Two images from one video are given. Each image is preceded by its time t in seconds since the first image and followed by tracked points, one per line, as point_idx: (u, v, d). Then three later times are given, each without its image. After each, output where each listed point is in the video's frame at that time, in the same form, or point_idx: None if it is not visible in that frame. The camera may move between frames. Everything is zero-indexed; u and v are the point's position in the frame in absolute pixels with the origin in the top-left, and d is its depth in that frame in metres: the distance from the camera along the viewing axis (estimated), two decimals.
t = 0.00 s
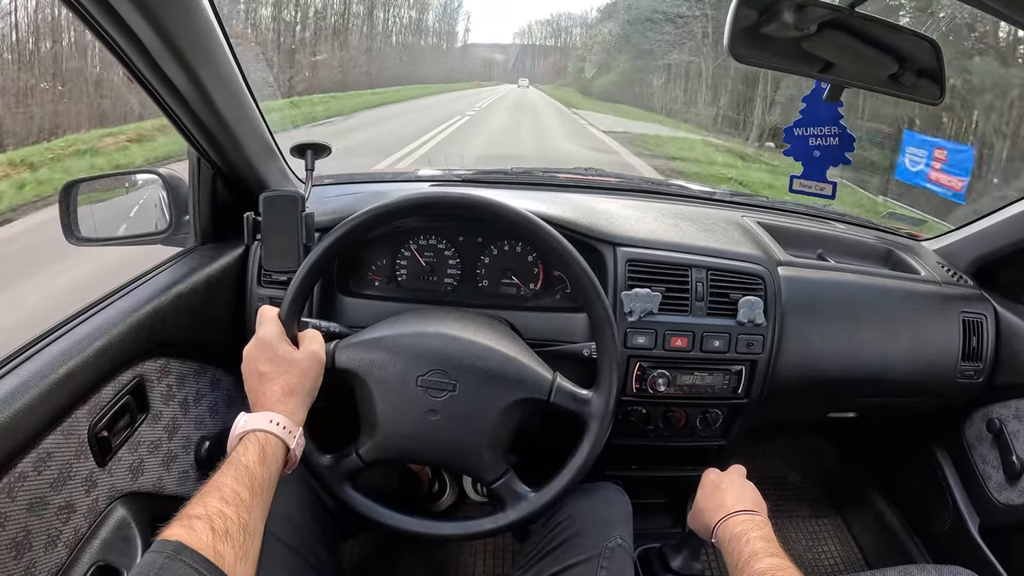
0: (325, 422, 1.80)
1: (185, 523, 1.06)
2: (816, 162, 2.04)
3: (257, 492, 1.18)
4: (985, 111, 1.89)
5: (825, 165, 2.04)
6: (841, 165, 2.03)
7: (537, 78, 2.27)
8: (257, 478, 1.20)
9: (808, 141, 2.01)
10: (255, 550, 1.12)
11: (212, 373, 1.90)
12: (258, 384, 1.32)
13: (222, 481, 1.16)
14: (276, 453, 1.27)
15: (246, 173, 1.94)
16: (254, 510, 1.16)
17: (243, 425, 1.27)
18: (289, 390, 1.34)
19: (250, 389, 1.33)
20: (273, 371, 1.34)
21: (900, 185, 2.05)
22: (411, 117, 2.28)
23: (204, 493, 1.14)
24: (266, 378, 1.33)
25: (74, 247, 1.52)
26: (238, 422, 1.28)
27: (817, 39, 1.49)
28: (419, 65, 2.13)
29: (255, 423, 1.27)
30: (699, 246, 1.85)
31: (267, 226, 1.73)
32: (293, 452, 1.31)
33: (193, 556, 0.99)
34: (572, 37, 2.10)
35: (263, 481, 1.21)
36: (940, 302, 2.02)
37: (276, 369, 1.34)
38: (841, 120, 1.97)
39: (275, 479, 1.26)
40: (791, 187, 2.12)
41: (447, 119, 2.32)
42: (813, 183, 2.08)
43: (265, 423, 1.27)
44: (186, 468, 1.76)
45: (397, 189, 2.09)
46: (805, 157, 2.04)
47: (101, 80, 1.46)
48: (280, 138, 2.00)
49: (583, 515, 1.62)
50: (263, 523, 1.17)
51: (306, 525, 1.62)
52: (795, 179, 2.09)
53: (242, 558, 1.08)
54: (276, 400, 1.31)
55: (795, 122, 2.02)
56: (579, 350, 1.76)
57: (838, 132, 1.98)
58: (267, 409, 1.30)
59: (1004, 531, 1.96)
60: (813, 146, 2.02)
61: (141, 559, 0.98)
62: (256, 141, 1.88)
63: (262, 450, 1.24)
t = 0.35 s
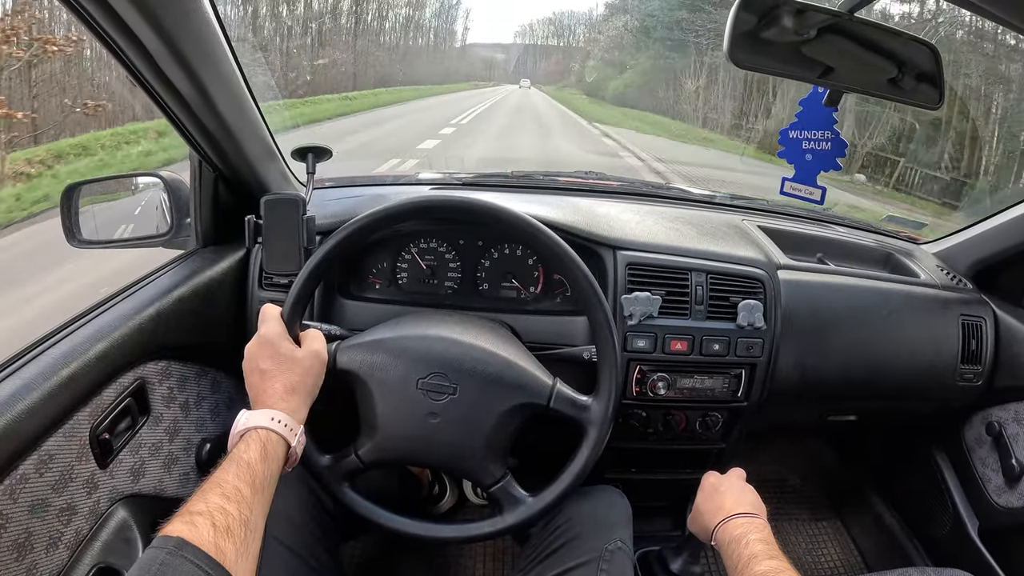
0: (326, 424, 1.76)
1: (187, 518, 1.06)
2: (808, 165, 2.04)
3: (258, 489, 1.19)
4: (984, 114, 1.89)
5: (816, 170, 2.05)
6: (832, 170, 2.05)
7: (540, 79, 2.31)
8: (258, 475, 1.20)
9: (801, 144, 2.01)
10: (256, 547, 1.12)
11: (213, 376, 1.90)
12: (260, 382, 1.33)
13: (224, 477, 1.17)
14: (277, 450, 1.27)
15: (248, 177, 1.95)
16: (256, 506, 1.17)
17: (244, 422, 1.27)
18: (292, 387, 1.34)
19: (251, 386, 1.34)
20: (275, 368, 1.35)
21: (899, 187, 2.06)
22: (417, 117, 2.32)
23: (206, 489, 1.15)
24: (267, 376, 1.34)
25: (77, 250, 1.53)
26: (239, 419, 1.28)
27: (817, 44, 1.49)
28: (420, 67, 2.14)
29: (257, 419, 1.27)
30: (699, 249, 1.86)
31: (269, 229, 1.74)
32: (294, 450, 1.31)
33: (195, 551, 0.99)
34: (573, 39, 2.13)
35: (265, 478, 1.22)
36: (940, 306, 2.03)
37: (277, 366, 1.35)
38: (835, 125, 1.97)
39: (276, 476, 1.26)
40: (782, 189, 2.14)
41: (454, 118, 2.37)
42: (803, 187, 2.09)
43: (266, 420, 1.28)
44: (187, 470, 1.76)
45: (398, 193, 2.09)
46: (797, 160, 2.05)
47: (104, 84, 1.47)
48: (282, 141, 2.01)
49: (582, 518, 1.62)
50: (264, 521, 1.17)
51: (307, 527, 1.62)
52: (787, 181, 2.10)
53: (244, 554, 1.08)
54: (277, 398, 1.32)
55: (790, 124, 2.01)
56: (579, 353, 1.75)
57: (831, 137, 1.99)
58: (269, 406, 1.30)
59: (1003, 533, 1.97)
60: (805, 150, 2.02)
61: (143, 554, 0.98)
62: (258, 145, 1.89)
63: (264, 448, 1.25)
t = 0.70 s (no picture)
0: (329, 421, 1.75)
1: (188, 515, 1.05)
2: (815, 164, 2.01)
3: (259, 485, 1.18)
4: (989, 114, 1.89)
5: (822, 168, 2.02)
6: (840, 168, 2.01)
7: (542, 79, 2.25)
8: (259, 471, 1.19)
9: (808, 141, 1.99)
10: (256, 545, 1.11)
11: (214, 374, 1.89)
12: (262, 376, 1.32)
13: (225, 472, 1.16)
14: (279, 446, 1.26)
15: (250, 174, 1.93)
16: (257, 502, 1.16)
17: (245, 418, 1.26)
18: (294, 382, 1.34)
19: (253, 379, 1.33)
20: (277, 363, 1.34)
21: (904, 188, 2.05)
22: (421, 117, 2.29)
23: (207, 485, 1.14)
24: (269, 371, 1.32)
25: (77, 245, 1.51)
26: (241, 414, 1.27)
27: (825, 43, 1.48)
28: (422, 65, 2.13)
29: (259, 414, 1.26)
30: (704, 249, 1.85)
31: (271, 225, 1.73)
32: (295, 446, 1.30)
33: (195, 548, 0.98)
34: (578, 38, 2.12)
35: (266, 474, 1.21)
36: (943, 307, 2.02)
37: (279, 361, 1.34)
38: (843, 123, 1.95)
39: (277, 472, 1.25)
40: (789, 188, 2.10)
41: (457, 118, 2.33)
42: (809, 185, 2.05)
43: (267, 415, 1.26)
44: (187, 468, 1.75)
45: (400, 191, 2.08)
46: (803, 159, 2.02)
47: (105, 78, 1.46)
48: (284, 139, 2.00)
49: (584, 518, 1.61)
50: (264, 518, 1.16)
51: (307, 527, 1.61)
52: (794, 180, 2.07)
53: (244, 551, 1.07)
54: (280, 393, 1.31)
55: (796, 123, 2.00)
56: (584, 353, 1.74)
57: (838, 136, 1.96)
58: (271, 401, 1.29)
59: (1004, 535, 1.97)
60: (813, 147, 1.99)
61: (143, 550, 0.97)
62: (260, 142, 1.88)
63: (266, 443, 1.24)
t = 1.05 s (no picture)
0: (330, 420, 1.76)
1: (191, 517, 1.05)
2: (822, 165, 2.03)
3: (262, 487, 1.18)
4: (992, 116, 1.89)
5: (830, 171, 2.04)
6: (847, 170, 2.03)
7: (544, 79, 2.28)
8: (262, 473, 1.19)
9: (814, 145, 2.00)
10: (260, 547, 1.11)
11: (217, 373, 1.89)
12: (265, 378, 1.32)
13: (228, 475, 1.16)
14: (282, 448, 1.26)
15: (253, 173, 1.94)
16: (259, 505, 1.16)
17: (248, 420, 1.26)
18: (297, 384, 1.33)
19: (256, 381, 1.33)
20: (281, 365, 1.34)
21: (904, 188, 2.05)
22: (426, 117, 2.32)
23: (210, 487, 1.14)
24: (272, 372, 1.32)
25: (81, 244, 1.53)
26: (243, 416, 1.27)
27: (828, 44, 1.49)
28: (424, 64, 2.13)
29: (261, 417, 1.26)
30: (707, 250, 1.85)
31: (274, 225, 1.73)
32: (298, 447, 1.30)
33: (198, 551, 0.98)
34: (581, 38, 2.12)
35: (269, 476, 1.21)
36: (946, 308, 2.02)
37: (282, 362, 1.34)
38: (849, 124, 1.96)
39: (280, 474, 1.25)
40: (796, 191, 2.12)
41: (462, 117, 2.35)
42: (818, 188, 2.08)
43: (270, 417, 1.26)
44: (190, 467, 1.75)
45: (404, 190, 2.08)
46: (811, 161, 2.03)
47: (108, 77, 1.46)
48: (288, 139, 2.01)
49: (586, 518, 1.61)
50: (267, 520, 1.16)
51: (310, 526, 1.61)
52: (801, 183, 2.09)
53: (248, 554, 1.07)
54: (282, 395, 1.31)
55: (802, 126, 2.00)
56: (585, 353, 1.74)
57: (845, 137, 1.97)
58: (274, 403, 1.29)
59: (1005, 536, 1.98)
60: (820, 150, 2.00)
61: (146, 553, 0.97)
62: (263, 141, 1.88)
63: (268, 445, 1.24)
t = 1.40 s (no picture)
0: (334, 423, 1.76)
1: (198, 522, 1.06)
2: (819, 171, 2.06)
3: (269, 492, 1.18)
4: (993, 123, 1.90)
5: (827, 176, 2.06)
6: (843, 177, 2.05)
7: (546, 79, 2.26)
8: (269, 478, 1.20)
9: (813, 150, 2.02)
10: (266, 550, 1.12)
11: (220, 374, 1.89)
12: (270, 384, 1.33)
13: (235, 480, 1.16)
14: (288, 453, 1.27)
15: (259, 175, 1.95)
16: (266, 510, 1.16)
17: (255, 425, 1.27)
18: (302, 389, 1.34)
19: (262, 387, 1.34)
20: (286, 370, 1.34)
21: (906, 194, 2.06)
22: (427, 117, 2.28)
23: (216, 492, 1.14)
24: (278, 378, 1.33)
25: (85, 245, 1.53)
26: (249, 421, 1.28)
27: (833, 53, 1.50)
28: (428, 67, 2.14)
29: (267, 422, 1.27)
30: (710, 255, 1.86)
31: (279, 227, 1.74)
32: (305, 452, 1.31)
33: (206, 556, 1.00)
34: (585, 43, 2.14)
35: (275, 481, 1.21)
36: (947, 314, 2.03)
37: (288, 368, 1.35)
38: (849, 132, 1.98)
39: (286, 479, 1.26)
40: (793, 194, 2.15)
41: (463, 117, 2.32)
42: (813, 192, 2.10)
43: (277, 422, 1.27)
44: (193, 468, 1.76)
45: (410, 194, 2.09)
46: (808, 166, 2.06)
47: (114, 78, 1.46)
48: (292, 139, 2.02)
49: (589, 521, 1.62)
50: (273, 525, 1.17)
51: (314, 527, 1.62)
52: (799, 185, 2.11)
53: (255, 559, 1.08)
54: (288, 400, 1.32)
55: (802, 130, 2.03)
56: (590, 357, 1.75)
57: (844, 145, 2.00)
58: (280, 408, 1.30)
59: (1003, 542, 2.01)
60: (818, 155, 2.03)
61: (154, 557, 0.99)
62: (269, 143, 1.90)
63: (275, 450, 1.24)
